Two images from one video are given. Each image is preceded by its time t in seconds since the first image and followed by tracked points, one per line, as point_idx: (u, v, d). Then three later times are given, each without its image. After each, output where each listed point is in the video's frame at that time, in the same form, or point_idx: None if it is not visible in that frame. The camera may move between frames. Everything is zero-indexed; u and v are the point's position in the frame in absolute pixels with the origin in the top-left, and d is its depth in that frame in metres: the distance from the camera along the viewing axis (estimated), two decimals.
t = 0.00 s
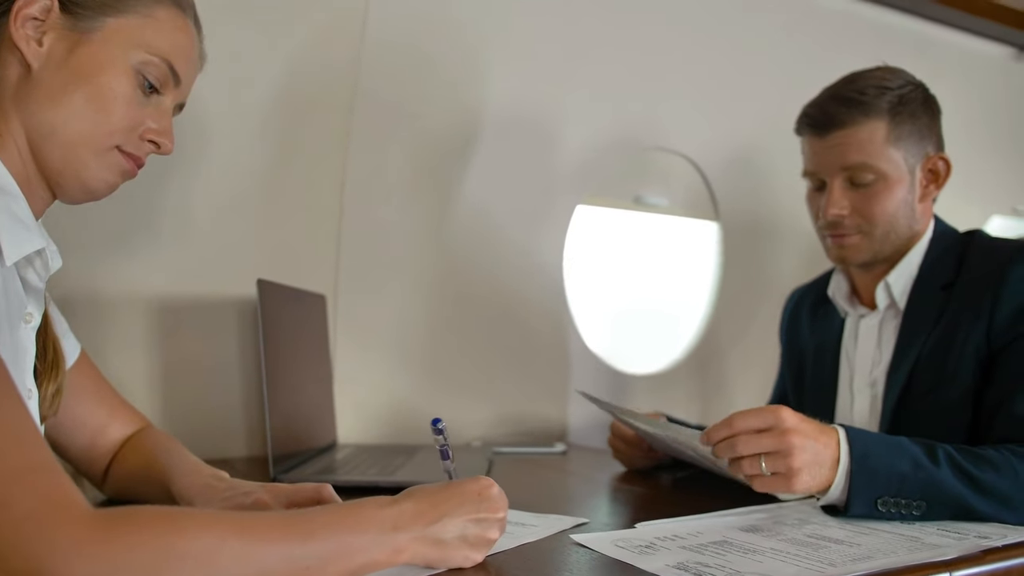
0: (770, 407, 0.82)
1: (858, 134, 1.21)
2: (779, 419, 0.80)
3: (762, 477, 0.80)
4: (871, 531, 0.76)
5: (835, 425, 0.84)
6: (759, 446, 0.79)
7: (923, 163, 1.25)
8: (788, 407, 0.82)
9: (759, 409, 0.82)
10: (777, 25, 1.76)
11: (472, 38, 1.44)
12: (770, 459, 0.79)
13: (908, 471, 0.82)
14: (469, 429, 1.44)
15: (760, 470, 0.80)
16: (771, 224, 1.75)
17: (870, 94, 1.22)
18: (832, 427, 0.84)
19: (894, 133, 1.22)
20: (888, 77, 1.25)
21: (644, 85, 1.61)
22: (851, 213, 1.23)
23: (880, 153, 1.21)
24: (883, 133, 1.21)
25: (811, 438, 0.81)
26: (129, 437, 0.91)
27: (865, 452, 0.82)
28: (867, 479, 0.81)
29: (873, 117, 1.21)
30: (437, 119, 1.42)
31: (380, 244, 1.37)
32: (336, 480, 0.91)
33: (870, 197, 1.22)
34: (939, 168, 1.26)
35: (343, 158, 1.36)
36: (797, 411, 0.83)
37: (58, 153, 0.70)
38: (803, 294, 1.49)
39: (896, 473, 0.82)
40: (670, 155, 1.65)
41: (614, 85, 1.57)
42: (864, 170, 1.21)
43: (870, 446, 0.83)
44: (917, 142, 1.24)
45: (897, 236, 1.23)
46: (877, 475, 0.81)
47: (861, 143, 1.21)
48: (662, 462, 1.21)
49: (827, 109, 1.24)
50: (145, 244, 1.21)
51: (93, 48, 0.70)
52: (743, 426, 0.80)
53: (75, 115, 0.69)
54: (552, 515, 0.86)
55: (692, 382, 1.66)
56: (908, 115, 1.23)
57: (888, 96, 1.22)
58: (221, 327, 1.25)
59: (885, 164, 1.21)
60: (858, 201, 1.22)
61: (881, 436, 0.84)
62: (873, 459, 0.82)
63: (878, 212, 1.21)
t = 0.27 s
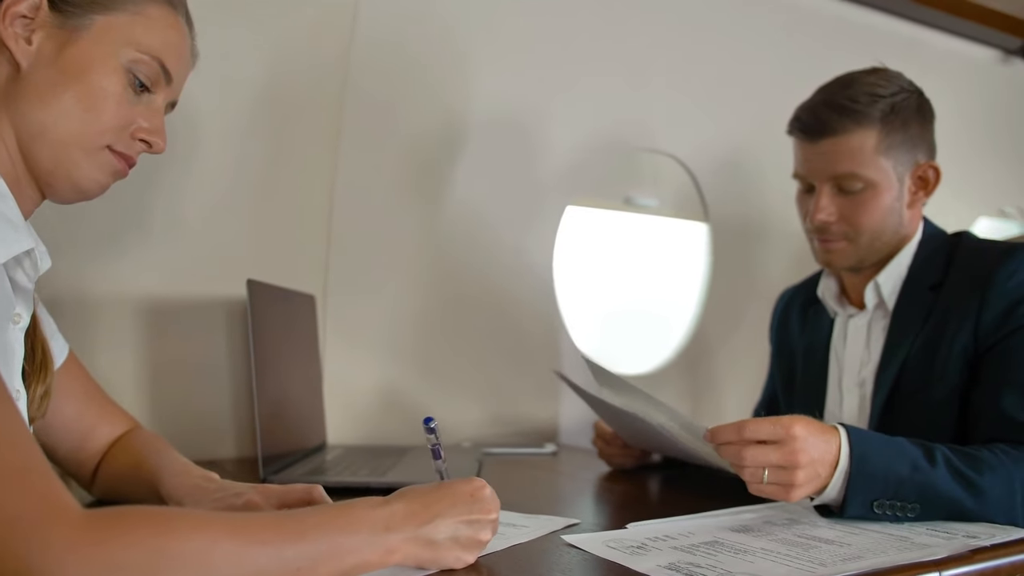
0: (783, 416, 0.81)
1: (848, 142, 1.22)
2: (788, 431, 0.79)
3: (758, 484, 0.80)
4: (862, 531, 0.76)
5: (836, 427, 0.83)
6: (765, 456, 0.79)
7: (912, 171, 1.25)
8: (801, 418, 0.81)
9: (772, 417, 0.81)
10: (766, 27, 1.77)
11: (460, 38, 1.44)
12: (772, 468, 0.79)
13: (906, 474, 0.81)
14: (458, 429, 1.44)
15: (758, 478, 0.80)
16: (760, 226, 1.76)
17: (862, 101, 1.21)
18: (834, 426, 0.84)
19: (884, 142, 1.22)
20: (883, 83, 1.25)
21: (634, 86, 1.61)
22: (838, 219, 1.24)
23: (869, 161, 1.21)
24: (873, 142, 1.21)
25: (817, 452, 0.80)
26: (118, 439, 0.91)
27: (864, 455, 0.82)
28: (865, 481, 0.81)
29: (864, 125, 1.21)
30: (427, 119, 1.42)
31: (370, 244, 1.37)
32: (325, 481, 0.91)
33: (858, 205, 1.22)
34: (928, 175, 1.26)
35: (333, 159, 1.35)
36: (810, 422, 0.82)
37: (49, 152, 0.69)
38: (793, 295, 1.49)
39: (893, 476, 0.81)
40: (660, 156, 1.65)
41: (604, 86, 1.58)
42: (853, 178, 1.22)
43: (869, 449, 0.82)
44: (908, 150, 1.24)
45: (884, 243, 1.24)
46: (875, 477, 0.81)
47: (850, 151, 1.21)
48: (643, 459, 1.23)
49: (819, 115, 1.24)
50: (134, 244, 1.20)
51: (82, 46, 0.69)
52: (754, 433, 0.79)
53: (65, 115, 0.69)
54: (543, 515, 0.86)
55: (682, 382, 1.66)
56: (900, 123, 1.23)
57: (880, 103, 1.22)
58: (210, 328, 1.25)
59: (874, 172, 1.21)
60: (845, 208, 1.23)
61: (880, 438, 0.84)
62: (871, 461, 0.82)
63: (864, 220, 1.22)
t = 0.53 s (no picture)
0: (778, 426, 0.81)
1: (847, 146, 1.21)
2: (783, 442, 0.79)
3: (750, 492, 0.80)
4: (853, 531, 0.77)
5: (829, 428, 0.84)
6: (760, 467, 0.78)
7: (908, 177, 1.26)
8: (796, 428, 0.81)
9: (768, 427, 0.80)
10: (756, 27, 1.78)
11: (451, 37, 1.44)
12: (766, 479, 0.79)
13: (899, 475, 0.82)
14: (449, 429, 1.44)
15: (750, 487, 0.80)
16: (750, 226, 1.77)
17: (863, 106, 1.21)
18: (828, 429, 0.84)
19: (882, 148, 1.22)
20: (883, 87, 1.24)
21: (625, 87, 1.61)
22: (832, 222, 1.24)
23: (867, 167, 1.21)
24: (871, 148, 1.21)
25: (811, 461, 0.80)
26: (107, 440, 0.90)
27: (858, 457, 0.82)
28: (859, 482, 0.81)
29: (863, 130, 1.21)
30: (419, 118, 1.41)
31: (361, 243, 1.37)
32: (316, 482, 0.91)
33: (853, 210, 1.22)
34: (922, 181, 1.27)
35: (324, 159, 1.35)
36: (805, 431, 0.81)
37: (40, 152, 0.69)
38: (782, 296, 1.50)
39: (887, 478, 0.82)
40: (652, 156, 1.65)
41: (596, 87, 1.58)
42: (850, 182, 1.21)
43: (862, 450, 0.83)
44: (904, 157, 1.25)
45: (875, 246, 1.25)
46: (868, 477, 0.81)
47: (848, 155, 1.21)
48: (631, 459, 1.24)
49: (819, 117, 1.23)
50: (123, 245, 1.19)
51: (70, 44, 0.69)
52: (749, 443, 0.79)
53: (55, 114, 0.68)
54: (534, 516, 0.86)
55: (672, 382, 1.67)
56: (898, 130, 1.23)
57: (880, 109, 1.22)
58: (200, 328, 1.24)
59: (871, 177, 1.21)
60: (839, 211, 1.23)
61: (872, 439, 0.84)
62: (865, 464, 0.82)
63: (858, 224, 1.22)
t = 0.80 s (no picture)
0: (769, 426, 0.81)
1: (843, 147, 1.21)
2: (773, 442, 0.79)
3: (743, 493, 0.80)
4: (843, 530, 0.77)
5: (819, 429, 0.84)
6: (752, 467, 0.78)
7: (901, 178, 1.26)
8: (787, 428, 0.81)
9: (759, 427, 0.81)
10: (745, 29, 1.78)
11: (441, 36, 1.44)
12: (758, 479, 0.79)
13: (889, 475, 0.82)
14: (440, 429, 1.43)
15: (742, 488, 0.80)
16: (738, 227, 1.77)
17: (859, 107, 1.21)
18: (818, 429, 0.84)
19: (878, 149, 1.23)
20: (880, 89, 1.25)
21: (615, 87, 1.62)
22: (826, 222, 1.24)
23: (862, 167, 1.22)
24: (868, 149, 1.22)
25: (800, 461, 0.80)
26: (95, 440, 0.89)
27: (849, 458, 0.83)
28: (849, 483, 0.81)
29: (859, 131, 1.21)
30: (409, 117, 1.41)
31: (351, 242, 1.36)
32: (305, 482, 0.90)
33: (847, 210, 1.23)
34: (914, 183, 1.28)
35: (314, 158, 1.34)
36: (795, 432, 0.81)
37: (25, 156, 0.69)
38: (771, 297, 1.50)
39: (877, 478, 0.82)
40: (642, 157, 1.66)
41: (586, 87, 1.58)
42: (845, 182, 1.22)
43: (852, 451, 0.83)
44: (898, 159, 1.26)
45: (867, 247, 1.26)
46: (858, 478, 0.81)
47: (845, 156, 1.22)
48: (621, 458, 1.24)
49: (816, 117, 1.23)
50: (112, 244, 1.19)
51: (47, 42, 0.68)
52: (741, 444, 0.79)
53: (36, 115, 0.68)
54: (524, 516, 0.86)
55: (663, 382, 1.67)
56: (893, 132, 1.24)
57: (877, 111, 1.23)
58: (189, 328, 1.23)
59: (865, 178, 1.22)
60: (834, 211, 1.23)
61: (862, 439, 0.84)
62: (855, 464, 0.82)
63: (851, 225, 1.23)
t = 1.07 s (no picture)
0: (762, 426, 0.81)
1: (833, 147, 1.22)
2: (766, 441, 0.80)
3: (734, 492, 0.80)
4: (832, 529, 0.77)
5: (810, 428, 0.84)
6: (744, 466, 0.79)
7: (890, 178, 1.27)
8: (779, 427, 0.82)
9: (752, 427, 0.81)
10: (734, 30, 1.79)
11: (431, 35, 1.44)
12: (751, 477, 0.79)
13: (878, 474, 0.83)
14: (430, 429, 1.43)
15: (734, 486, 0.80)
16: (727, 227, 1.78)
17: (849, 108, 1.22)
18: (809, 429, 0.85)
19: (868, 150, 1.23)
20: (870, 90, 1.26)
21: (605, 87, 1.62)
22: (815, 222, 1.25)
23: (851, 167, 1.22)
24: (857, 149, 1.22)
25: (792, 460, 0.81)
26: (83, 441, 0.89)
27: (839, 456, 0.83)
28: (838, 481, 0.82)
29: (849, 131, 1.22)
30: (400, 116, 1.41)
31: (341, 241, 1.36)
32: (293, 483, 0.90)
33: (836, 210, 1.23)
34: (903, 184, 1.28)
35: (303, 157, 1.34)
36: (786, 430, 0.82)
37: (8, 156, 0.69)
38: (761, 297, 1.51)
39: (866, 477, 0.82)
40: (632, 157, 1.66)
41: (575, 87, 1.58)
42: (835, 182, 1.22)
43: (842, 450, 0.84)
44: (887, 160, 1.27)
45: (856, 247, 1.26)
46: (848, 477, 0.82)
47: (835, 156, 1.22)
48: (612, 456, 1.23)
49: (806, 117, 1.23)
50: (100, 242, 1.18)
51: (29, 41, 0.68)
52: (734, 444, 0.79)
53: (17, 115, 0.68)
54: (514, 516, 0.86)
55: (652, 381, 1.68)
56: (883, 132, 1.25)
57: (867, 111, 1.23)
58: (177, 328, 1.23)
59: (855, 178, 1.23)
60: (823, 211, 1.24)
61: (851, 438, 0.85)
62: (845, 462, 0.83)
63: (841, 225, 1.24)
